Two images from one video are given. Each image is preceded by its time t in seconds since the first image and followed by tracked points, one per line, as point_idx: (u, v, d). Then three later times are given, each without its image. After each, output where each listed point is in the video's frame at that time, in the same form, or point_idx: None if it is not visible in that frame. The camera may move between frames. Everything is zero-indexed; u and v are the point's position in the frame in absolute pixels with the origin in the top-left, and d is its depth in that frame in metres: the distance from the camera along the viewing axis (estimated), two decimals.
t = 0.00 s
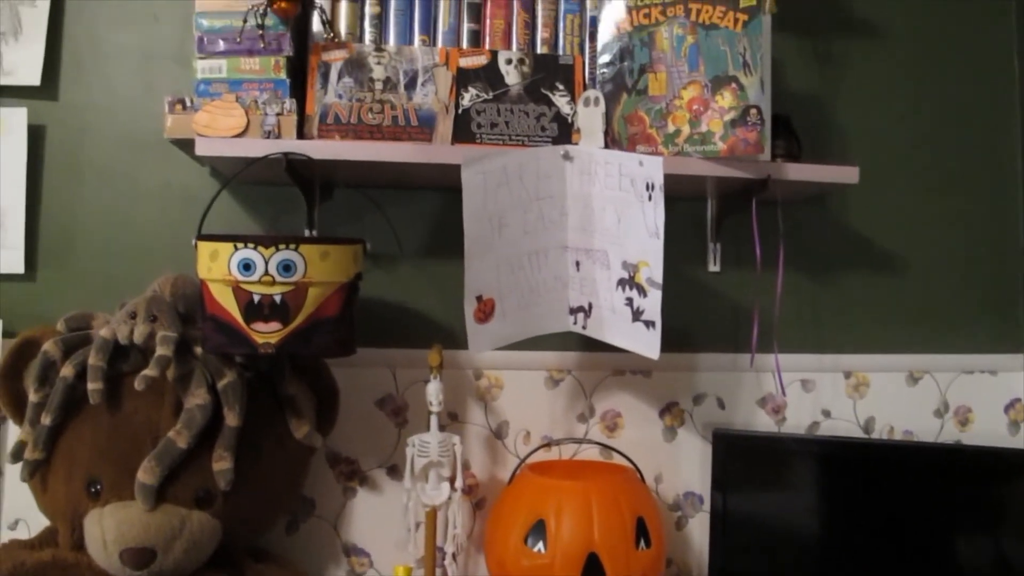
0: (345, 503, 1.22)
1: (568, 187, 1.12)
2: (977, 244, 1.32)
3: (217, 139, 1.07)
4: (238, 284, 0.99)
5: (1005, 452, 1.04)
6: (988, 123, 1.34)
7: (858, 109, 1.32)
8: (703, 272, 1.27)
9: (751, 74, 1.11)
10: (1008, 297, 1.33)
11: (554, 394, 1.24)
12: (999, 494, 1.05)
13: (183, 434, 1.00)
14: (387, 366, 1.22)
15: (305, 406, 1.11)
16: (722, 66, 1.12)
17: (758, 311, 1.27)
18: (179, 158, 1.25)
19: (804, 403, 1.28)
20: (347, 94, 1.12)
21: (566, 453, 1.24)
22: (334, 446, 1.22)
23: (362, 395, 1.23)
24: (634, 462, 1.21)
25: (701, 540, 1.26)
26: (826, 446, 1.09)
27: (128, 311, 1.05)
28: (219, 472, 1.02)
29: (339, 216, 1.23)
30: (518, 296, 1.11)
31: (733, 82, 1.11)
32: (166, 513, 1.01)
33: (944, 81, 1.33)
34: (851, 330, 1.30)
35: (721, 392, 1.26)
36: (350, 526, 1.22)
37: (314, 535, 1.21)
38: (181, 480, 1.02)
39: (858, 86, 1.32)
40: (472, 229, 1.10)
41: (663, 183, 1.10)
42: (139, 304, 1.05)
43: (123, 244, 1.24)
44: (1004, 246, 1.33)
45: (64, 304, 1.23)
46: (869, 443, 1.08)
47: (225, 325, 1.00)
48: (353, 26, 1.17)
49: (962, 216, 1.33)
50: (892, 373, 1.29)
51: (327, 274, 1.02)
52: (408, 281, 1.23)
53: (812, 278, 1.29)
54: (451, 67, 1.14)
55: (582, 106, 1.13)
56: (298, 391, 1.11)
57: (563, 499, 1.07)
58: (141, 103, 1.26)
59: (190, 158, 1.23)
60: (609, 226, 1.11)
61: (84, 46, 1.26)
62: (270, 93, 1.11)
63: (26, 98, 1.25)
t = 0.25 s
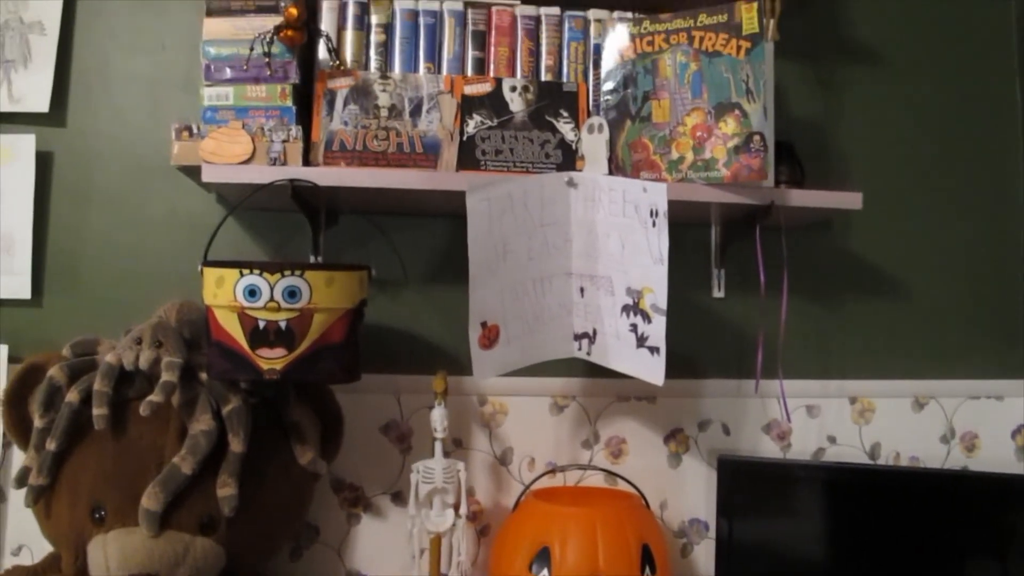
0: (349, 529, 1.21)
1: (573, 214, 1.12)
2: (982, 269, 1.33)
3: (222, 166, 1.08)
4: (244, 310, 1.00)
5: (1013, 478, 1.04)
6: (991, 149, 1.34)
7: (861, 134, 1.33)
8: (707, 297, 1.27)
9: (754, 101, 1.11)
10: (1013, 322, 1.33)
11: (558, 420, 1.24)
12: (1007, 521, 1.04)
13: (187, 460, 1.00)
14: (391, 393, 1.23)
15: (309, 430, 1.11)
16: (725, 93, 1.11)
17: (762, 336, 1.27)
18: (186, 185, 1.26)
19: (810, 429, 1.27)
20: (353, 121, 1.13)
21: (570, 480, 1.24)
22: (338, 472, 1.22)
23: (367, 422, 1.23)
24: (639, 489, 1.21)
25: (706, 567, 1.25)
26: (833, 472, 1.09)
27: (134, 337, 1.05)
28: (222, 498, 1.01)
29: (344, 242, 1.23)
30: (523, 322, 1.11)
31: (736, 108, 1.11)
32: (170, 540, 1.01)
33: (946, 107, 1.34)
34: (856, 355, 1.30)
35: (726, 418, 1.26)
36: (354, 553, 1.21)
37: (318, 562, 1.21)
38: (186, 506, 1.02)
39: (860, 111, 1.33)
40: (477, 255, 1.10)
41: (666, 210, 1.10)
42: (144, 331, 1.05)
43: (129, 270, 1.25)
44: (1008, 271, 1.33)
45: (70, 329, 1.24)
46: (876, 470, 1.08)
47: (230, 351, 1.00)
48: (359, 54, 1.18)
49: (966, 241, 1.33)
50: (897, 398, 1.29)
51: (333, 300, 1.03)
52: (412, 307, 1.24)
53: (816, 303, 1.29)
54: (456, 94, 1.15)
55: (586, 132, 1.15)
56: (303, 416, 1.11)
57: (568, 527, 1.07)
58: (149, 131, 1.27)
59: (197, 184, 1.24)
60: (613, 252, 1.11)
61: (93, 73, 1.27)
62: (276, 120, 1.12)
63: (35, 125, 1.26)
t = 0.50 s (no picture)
0: (353, 545, 1.21)
1: (577, 229, 1.12)
2: (986, 284, 1.33)
3: (227, 181, 1.08)
4: (249, 325, 1.00)
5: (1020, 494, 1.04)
6: (995, 164, 1.35)
7: (864, 149, 1.33)
8: (711, 312, 1.27)
9: (758, 116, 1.11)
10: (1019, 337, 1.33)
11: (563, 435, 1.24)
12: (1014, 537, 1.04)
13: (191, 475, 0.99)
14: (396, 408, 1.23)
15: (314, 446, 1.11)
16: (728, 109, 1.12)
17: (766, 350, 1.27)
18: (192, 200, 1.26)
19: (815, 444, 1.27)
20: (358, 137, 1.13)
21: (575, 495, 1.24)
22: (343, 488, 1.22)
23: (371, 437, 1.23)
24: (643, 504, 1.20)
25: None
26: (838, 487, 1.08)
27: (139, 352, 1.05)
28: (227, 513, 1.01)
29: (349, 258, 1.24)
30: (527, 337, 1.11)
31: (740, 123, 1.11)
32: (174, 555, 0.99)
33: (949, 122, 1.35)
34: (861, 369, 1.29)
35: (730, 433, 1.26)
36: (358, 569, 1.21)
37: None
38: (190, 521, 1.02)
39: (863, 126, 1.33)
40: (482, 271, 1.11)
41: (670, 225, 1.10)
42: (149, 345, 1.05)
43: (134, 285, 1.25)
44: (1013, 285, 1.33)
45: (75, 343, 1.24)
46: (883, 485, 1.08)
47: (235, 366, 1.00)
48: (364, 70, 1.19)
49: (970, 255, 1.33)
50: (903, 413, 1.29)
51: (337, 315, 1.03)
52: (417, 322, 1.24)
53: (820, 317, 1.29)
54: (461, 109, 1.15)
55: (590, 148, 1.15)
56: (308, 431, 1.11)
57: (572, 542, 1.06)
58: (155, 146, 1.27)
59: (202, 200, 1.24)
60: (617, 267, 1.11)
61: (100, 88, 1.28)
62: (281, 136, 1.12)
63: (42, 140, 1.26)
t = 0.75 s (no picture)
0: (357, 562, 1.21)
1: (581, 245, 1.12)
2: (991, 299, 1.33)
3: (232, 197, 1.08)
4: (253, 341, 1.00)
5: None
6: (999, 179, 1.35)
7: (867, 164, 1.33)
8: (715, 328, 1.27)
9: (761, 132, 1.12)
10: None
11: (567, 451, 1.24)
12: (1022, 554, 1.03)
13: (196, 491, 1.00)
14: (400, 424, 1.23)
15: (319, 462, 1.11)
16: (732, 125, 1.12)
17: (770, 367, 1.27)
18: (197, 216, 1.27)
19: (820, 460, 1.27)
20: (362, 153, 1.14)
21: (579, 512, 1.23)
22: (347, 504, 1.21)
23: (375, 453, 1.23)
24: (648, 521, 1.20)
25: None
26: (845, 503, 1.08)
27: (144, 367, 1.05)
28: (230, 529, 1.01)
29: (353, 274, 1.24)
30: (532, 353, 1.11)
31: (743, 139, 1.11)
32: (177, 570, 0.99)
33: (952, 138, 1.35)
34: (865, 385, 1.29)
35: (735, 449, 1.26)
36: None
37: None
38: (194, 537, 1.01)
39: (867, 142, 1.34)
40: (486, 287, 1.11)
41: (674, 242, 1.10)
42: (155, 361, 1.05)
43: (139, 300, 1.25)
44: (1017, 300, 1.33)
45: (79, 359, 1.24)
46: (889, 502, 1.07)
47: (239, 382, 1.00)
48: (368, 87, 1.19)
49: (974, 270, 1.33)
50: (908, 429, 1.28)
51: (342, 331, 1.03)
52: (421, 338, 1.24)
53: (824, 333, 1.29)
54: (465, 126, 1.16)
55: (594, 164, 1.16)
56: (313, 447, 1.11)
57: (576, 559, 1.06)
58: (161, 163, 1.28)
59: (207, 216, 1.25)
60: (621, 283, 1.11)
61: (106, 105, 1.28)
62: (287, 152, 1.13)
63: (48, 156, 1.27)
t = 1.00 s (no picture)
0: None
1: (585, 263, 1.13)
2: (995, 316, 1.33)
3: (237, 215, 1.09)
4: (257, 358, 1.00)
5: None
6: (1001, 196, 1.35)
7: (869, 181, 1.34)
8: (719, 345, 1.27)
9: (764, 150, 1.12)
10: None
11: (571, 469, 1.24)
12: None
13: (200, 508, 0.99)
14: (403, 442, 1.22)
15: (322, 480, 1.11)
16: (735, 143, 1.12)
17: (774, 384, 1.27)
18: (202, 234, 1.28)
19: (825, 478, 1.26)
20: (366, 171, 1.14)
21: (583, 529, 1.23)
22: (350, 521, 1.21)
23: (379, 470, 1.22)
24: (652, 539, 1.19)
25: None
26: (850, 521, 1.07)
27: (148, 385, 1.05)
28: (234, 547, 1.00)
29: (357, 291, 1.25)
30: (536, 370, 1.11)
31: (746, 156, 1.12)
32: None
33: (954, 155, 1.35)
34: (869, 401, 1.29)
35: (740, 466, 1.25)
36: None
37: None
38: (197, 555, 1.01)
39: (869, 159, 1.34)
40: (490, 304, 1.11)
41: (677, 259, 1.10)
42: (159, 378, 1.05)
43: (144, 318, 1.26)
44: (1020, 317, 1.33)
45: (84, 376, 1.25)
46: (894, 521, 1.07)
47: (243, 400, 1.00)
48: (372, 105, 1.19)
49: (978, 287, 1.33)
50: (913, 446, 1.28)
51: (346, 349, 1.03)
52: (425, 356, 1.25)
53: (828, 350, 1.29)
54: (468, 144, 1.16)
55: (597, 182, 1.16)
56: (316, 464, 1.11)
57: None
58: (166, 181, 1.29)
59: (212, 233, 1.25)
60: (624, 300, 1.11)
61: (112, 124, 1.29)
62: (291, 171, 1.13)
63: (54, 174, 1.28)
